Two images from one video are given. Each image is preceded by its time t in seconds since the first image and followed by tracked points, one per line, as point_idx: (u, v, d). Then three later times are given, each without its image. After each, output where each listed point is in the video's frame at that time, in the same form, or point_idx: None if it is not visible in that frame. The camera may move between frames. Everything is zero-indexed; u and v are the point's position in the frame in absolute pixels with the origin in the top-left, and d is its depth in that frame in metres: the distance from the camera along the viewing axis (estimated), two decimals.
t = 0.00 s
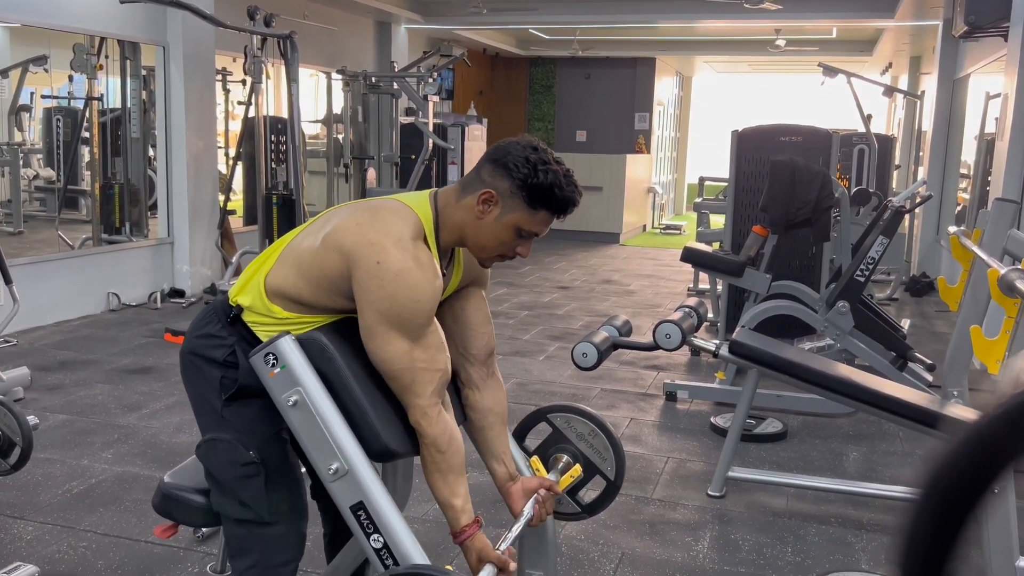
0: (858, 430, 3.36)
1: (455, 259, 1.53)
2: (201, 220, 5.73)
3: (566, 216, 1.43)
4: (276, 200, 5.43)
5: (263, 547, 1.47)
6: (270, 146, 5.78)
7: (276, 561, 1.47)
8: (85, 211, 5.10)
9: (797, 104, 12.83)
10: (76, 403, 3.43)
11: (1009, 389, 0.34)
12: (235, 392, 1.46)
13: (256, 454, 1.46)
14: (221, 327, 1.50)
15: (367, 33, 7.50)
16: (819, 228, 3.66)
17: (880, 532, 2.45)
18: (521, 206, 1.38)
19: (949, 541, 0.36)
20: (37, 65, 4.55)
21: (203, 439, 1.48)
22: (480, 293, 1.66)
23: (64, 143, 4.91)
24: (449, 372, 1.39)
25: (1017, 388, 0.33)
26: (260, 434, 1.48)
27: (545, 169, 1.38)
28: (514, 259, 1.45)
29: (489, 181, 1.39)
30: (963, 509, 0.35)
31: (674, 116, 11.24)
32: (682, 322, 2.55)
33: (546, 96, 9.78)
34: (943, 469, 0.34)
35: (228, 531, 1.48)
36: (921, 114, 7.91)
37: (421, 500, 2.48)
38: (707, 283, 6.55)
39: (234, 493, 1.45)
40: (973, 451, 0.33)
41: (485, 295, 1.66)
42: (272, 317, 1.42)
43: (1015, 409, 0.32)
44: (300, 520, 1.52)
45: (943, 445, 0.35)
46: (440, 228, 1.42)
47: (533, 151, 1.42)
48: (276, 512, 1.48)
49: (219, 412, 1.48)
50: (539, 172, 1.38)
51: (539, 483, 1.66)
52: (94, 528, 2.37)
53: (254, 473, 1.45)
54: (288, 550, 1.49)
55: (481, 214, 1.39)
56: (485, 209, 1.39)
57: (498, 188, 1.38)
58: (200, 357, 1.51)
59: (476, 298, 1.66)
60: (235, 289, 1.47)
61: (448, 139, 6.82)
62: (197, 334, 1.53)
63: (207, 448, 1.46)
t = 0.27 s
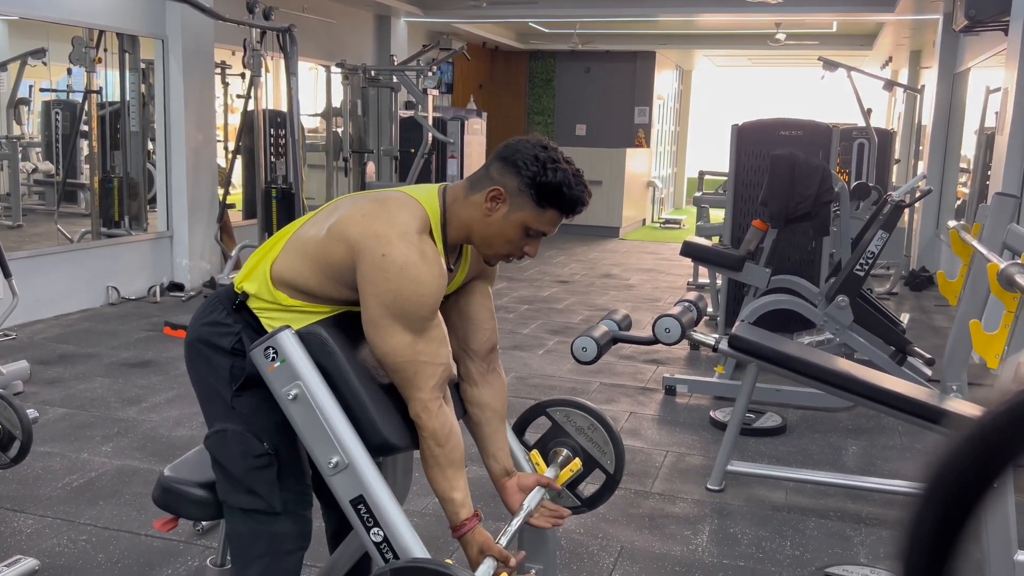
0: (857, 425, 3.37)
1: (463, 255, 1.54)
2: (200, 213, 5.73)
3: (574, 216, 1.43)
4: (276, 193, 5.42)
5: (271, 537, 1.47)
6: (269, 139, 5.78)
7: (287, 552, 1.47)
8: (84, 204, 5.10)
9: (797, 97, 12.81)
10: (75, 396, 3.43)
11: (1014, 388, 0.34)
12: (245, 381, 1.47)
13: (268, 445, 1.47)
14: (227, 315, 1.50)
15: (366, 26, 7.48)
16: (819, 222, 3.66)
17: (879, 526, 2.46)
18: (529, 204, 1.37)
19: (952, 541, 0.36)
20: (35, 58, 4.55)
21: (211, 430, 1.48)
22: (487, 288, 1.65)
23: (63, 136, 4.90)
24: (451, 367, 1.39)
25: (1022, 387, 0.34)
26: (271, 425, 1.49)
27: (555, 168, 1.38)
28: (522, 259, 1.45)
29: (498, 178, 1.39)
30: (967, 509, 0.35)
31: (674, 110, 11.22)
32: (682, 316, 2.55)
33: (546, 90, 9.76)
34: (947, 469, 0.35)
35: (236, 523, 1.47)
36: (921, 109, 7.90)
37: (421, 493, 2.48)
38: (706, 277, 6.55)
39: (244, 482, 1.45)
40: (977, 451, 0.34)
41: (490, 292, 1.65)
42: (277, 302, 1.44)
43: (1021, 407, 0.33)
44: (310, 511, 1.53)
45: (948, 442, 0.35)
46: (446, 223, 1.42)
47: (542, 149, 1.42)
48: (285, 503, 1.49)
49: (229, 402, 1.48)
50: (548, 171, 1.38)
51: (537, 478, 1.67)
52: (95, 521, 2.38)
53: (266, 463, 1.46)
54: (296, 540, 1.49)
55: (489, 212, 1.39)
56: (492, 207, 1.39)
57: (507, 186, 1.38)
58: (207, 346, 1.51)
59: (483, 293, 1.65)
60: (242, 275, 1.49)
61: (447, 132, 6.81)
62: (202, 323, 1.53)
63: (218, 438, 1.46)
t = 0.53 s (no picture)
0: (855, 420, 3.37)
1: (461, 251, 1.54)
2: (199, 208, 5.72)
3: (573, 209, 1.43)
4: (275, 188, 5.41)
5: (266, 535, 1.48)
6: (267, 134, 5.77)
7: (280, 551, 1.48)
8: (83, 199, 5.09)
9: (796, 92, 12.81)
10: (74, 391, 3.43)
11: (1012, 385, 0.34)
12: (239, 380, 1.46)
13: (260, 443, 1.47)
14: (224, 314, 1.49)
15: (365, 20, 7.46)
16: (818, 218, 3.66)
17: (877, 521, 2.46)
18: (528, 198, 1.37)
19: (949, 535, 0.36)
20: (34, 52, 4.52)
21: (206, 428, 1.48)
22: (484, 283, 1.66)
23: (62, 131, 4.88)
24: (448, 363, 1.39)
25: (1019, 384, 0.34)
26: (265, 422, 1.49)
27: (552, 162, 1.38)
28: (521, 252, 1.45)
29: (496, 173, 1.39)
30: (963, 503, 0.35)
31: (674, 105, 11.21)
32: (680, 311, 2.54)
33: (545, 84, 9.75)
34: (945, 465, 0.34)
35: (233, 519, 1.49)
36: (920, 104, 7.90)
37: (420, 488, 2.49)
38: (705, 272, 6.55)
39: (237, 481, 1.46)
40: (975, 445, 0.34)
41: (487, 289, 1.65)
42: (275, 301, 1.43)
43: (1019, 403, 0.33)
44: (303, 511, 1.53)
45: (947, 437, 0.35)
46: (447, 220, 1.42)
47: (539, 143, 1.42)
48: (279, 501, 1.49)
49: (222, 401, 1.48)
50: (545, 165, 1.38)
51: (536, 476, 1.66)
52: (93, 516, 2.38)
53: (258, 462, 1.46)
54: (290, 539, 1.49)
55: (487, 207, 1.39)
56: (491, 202, 1.39)
57: (504, 181, 1.38)
58: (202, 344, 1.50)
59: (480, 289, 1.65)
60: (241, 274, 1.48)
61: (446, 127, 6.80)
62: (199, 321, 1.52)
63: (212, 437, 1.46)
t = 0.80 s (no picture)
0: (854, 416, 3.38)
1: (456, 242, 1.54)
2: (198, 204, 5.71)
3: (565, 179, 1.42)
4: (274, 184, 5.40)
5: (288, 537, 1.46)
6: (266, 130, 5.76)
7: (302, 553, 1.47)
8: (82, 194, 5.09)
9: (796, 89, 12.80)
10: (73, 387, 3.43)
11: (1011, 383, 0.34)
12: (245, 384, 1.47)
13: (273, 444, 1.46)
14: (223, 322, 1.49)
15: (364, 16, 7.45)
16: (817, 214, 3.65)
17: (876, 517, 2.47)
18: (518, 175, 1.37)
19: (949, 532, 0.36)
20: (32, 47, 4.51)
21: (216, 436, 1.47)
22: (480, 276, 1.66)
23: (60, 127, 4.87)
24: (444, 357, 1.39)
25: (1017, 381, 0.34)
26: (274, 425, 1.49)
27: (536, 137, 1.38)
28: (521, 232, 1.45)
29: (483, 156, 1.39)
30: (961, 500, 0.35)
31: (674, 101, 11.20)
32: (680, 307, 2.54)
33: (545, 80, 9.73)
34: (944, 463, 0.34)
35: (252, 526, 1.48)
36: (920, 100, 7.90)
37: (419, 484, 2.49)
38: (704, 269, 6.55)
39: (253, 485, 1.44)
40: (974, 441, 0.34)
41: (483, 281, 1.66)
42: (274, 307, 1.43)
43: (1019, 400, 0.33)
44: (324, 512, 1.51)
45: (946, 434, 0.35)
46: (440, 210, 1.42)
47: (521, 120, 1.42)
48: (298, 502, 1.48)
49: (229, 407, 1.48)
50: (530, 140, 1.38)
51: (535, 470, 1.66)
52: (93, 512, 2.38)
53: (273, 463, 1.45)
54: (312, 540, 1.48)
55: (479, 191, 1.40)
56: (483, 185, 1.40)
57: (492, 162, 1.38)
58: (202, 354, 1.50)
59: (476, 282, 1.66)
60: (236, 282, 1.48)
61: (446, 123, 6.80)
62: (196, 331, 1.52)
63: (221, 443, 1.45)
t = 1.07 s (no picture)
0: (853, 415, 3.38)
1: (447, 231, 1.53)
2: (197, 202, 5.71)
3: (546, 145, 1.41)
4: (273, 182, 5.40)
5: (301, 544, 1.44)
6: (265, 128, 5.77)
7: (313, 562, 1.44)
8: (81, 192, 5.08)
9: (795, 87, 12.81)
10: (72, 385, 3.43)
11: (1010, 383, 0.34)
12: (250, 393, 1.46)
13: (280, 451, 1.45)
14: (226, 333, 1.49)
15: (363, 15, 7.44)
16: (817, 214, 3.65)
17: (874, 516, 2.47)
18: (498, 146, 1.37)
19: (947, 531, 0.36)
20: (31, 45, 4.50)
21: (224, 447, 1.47)
22: (474, 267, 1.66)
23: (59, 125, 4.85)
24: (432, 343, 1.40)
25: (1016, 381, 0.34)
26: (283, 432, 1.48)
27: (510, 106, 1.38)
28: (514, 207, 1.43)
29: (461, 136, 1.39)
30: (958, 501, 0.35)
31: (673, 100, 11.20)
32: (679, 306, 2.55)
33: (544, 79, 9.73)
34: (941, 463, 0.34)
35: (264, 535, 1.46)
36: (919, 100, 7.91)
37: (419, 482, 2.49)
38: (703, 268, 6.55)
39: (262, 494, 1.44)
40: (973, 438, 0.34)
41: (477, 271, 1.65)
42: (273, 312, 1.41)
43: (1018, 400, 0.33)
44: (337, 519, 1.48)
45: (943, 433, 0.35)
46: (426, 197, 1.42)
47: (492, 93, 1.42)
48: (309, 508, 1.46)
49: (237, 417, 1.48)
50: (503, 110, 1.38)
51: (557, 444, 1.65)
52: (92, 510, 2.38)
53: (281, 470, 1.45)
54: (326, 546, 1.45)
55: (464, 171, 1.40)
56: (465, 164, 1.40)
57: (471, 140, 1.38)
58: (209, 366, 1.51)
59: (470, 274, 1.65)
60: (235, 294, 1.47)
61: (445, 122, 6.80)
62: (203, 344, 1.53)
63: (230, 453, 1.45)
